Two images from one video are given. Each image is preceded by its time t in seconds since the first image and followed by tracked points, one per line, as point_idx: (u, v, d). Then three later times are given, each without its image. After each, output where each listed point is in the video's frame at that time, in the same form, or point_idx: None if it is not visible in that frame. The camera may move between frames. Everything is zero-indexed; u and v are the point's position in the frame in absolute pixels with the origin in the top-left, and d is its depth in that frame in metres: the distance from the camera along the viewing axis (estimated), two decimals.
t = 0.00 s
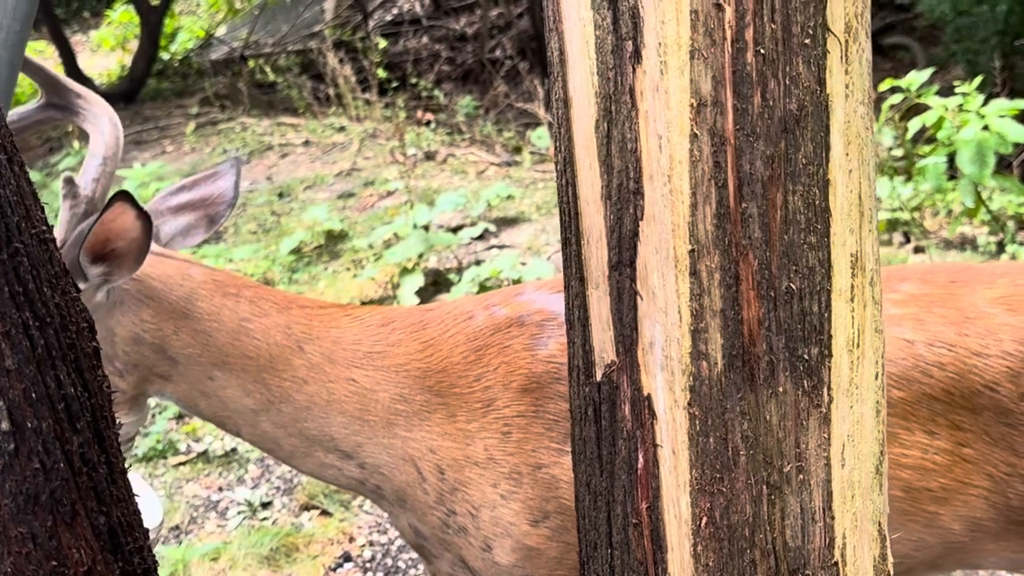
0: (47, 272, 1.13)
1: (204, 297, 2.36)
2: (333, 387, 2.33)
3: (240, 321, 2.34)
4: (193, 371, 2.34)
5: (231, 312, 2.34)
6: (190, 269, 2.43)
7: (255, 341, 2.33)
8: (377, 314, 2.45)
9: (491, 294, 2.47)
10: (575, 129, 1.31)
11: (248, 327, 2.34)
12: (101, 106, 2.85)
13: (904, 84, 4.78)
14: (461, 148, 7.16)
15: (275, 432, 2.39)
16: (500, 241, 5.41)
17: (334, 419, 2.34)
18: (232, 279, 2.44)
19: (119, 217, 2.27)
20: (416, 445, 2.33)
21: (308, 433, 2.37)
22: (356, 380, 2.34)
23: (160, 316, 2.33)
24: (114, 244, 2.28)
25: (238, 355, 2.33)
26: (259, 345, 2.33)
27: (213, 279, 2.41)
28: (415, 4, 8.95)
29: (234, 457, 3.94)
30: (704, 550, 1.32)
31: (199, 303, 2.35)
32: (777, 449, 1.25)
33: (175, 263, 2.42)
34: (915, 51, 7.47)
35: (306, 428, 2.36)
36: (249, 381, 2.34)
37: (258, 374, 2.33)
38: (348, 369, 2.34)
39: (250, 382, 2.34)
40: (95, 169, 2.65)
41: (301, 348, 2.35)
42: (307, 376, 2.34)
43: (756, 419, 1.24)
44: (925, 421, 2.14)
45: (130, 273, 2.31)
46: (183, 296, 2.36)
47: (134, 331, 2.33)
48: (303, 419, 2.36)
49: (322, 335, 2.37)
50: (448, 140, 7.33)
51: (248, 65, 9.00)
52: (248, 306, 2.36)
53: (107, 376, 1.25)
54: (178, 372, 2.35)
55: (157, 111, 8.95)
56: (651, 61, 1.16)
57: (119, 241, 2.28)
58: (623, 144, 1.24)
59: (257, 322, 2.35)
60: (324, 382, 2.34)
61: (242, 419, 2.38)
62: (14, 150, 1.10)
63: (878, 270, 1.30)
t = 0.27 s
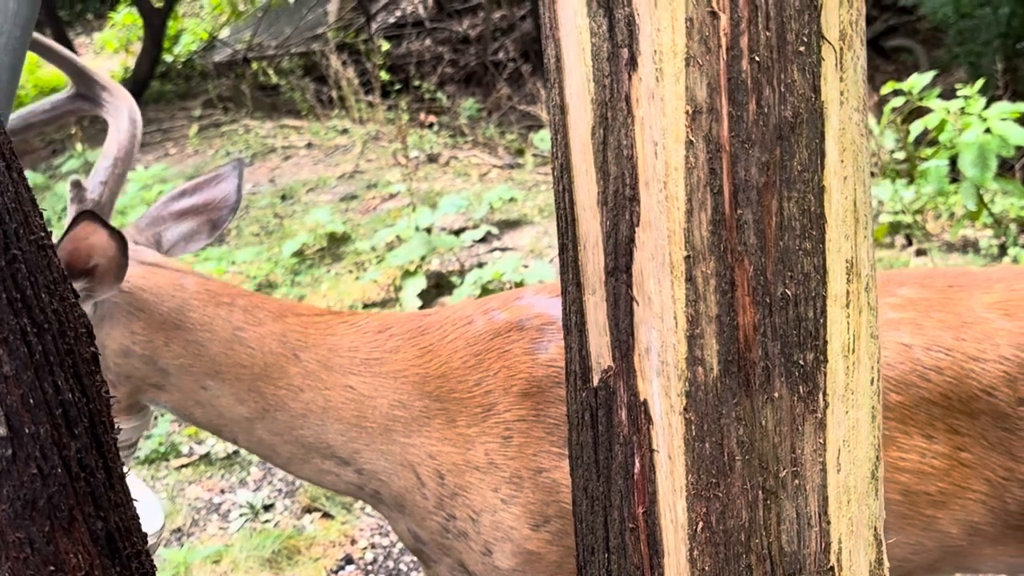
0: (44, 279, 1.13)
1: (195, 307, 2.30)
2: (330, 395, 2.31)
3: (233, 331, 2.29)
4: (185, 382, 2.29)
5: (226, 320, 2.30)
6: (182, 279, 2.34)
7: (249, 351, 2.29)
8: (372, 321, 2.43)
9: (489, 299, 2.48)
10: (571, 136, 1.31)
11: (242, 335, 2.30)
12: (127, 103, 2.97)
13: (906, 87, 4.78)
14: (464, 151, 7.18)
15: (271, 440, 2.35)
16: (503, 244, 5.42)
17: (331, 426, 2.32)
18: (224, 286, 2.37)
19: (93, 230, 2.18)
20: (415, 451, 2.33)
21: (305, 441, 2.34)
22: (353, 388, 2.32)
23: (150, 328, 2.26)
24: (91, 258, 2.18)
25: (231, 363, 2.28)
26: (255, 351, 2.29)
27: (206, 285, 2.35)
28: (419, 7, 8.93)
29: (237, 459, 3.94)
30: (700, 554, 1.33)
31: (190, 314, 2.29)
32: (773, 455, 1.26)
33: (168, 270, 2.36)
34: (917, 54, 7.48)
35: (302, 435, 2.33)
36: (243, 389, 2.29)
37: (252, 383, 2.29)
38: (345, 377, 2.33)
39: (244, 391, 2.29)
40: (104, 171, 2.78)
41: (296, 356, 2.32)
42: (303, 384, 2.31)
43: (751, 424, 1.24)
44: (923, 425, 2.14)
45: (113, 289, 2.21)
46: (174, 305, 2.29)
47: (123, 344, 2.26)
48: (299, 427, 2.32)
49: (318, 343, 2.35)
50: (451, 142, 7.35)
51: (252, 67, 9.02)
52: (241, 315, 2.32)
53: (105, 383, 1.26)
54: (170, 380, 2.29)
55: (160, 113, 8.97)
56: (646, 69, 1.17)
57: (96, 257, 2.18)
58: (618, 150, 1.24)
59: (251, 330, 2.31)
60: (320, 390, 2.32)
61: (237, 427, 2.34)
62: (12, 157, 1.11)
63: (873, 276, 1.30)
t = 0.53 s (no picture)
0: (58, 277, 1.14)
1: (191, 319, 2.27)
2: (333, 398, 2.30)
3: (234, 337, 2.28)
4: (185, 387, 2.27)
5: (227, 326, 2.29)
6: (184, 286, 2.34)
7: (251, 356, 2.28)
8: (375, 324, 2.42)
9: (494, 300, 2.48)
10: (584, 134, 1.31)
11: (243, 341, 2.29)
12: (148, 104, 2.99)
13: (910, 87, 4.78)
14: (467, 151, 7.18)
15: (274, 444, 2.33)
16: (506, 245, 5.42)
17: (334, 429, 2.31)
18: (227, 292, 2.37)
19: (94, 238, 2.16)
20: (420, 453, 2.32)
21: (309, 444, 2.32)
22: (357, 390, 2.31)
23: (150, 335, 2.25)
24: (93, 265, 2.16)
25: (232, 369, 2.27)
26: (258, 355, 2.28)
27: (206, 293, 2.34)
28: (422, 8, 8.92)
29: (240, 460, 3.94)
30: (712, 553, 1.32)
31: (191, 320, 2.28)
32: (785, 454, 1.25)
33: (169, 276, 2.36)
34: (922, 55, 7.47)
35: (305, 439, 2.32)
36: (244, 395, 2.28)
37: (253, 388, 2.28)
38: (348, 380, 2.32)
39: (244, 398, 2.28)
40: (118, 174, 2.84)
41: (300, 359, 2.31)
42: (306, 388, 2.30)
43: (764, 423, 1.24)
44: (930, 426, 2.14)
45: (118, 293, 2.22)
46: (175, 313, 2.28)
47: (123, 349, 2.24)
48: (302, 430, 2.31)
49: (321, 346, 2.34)
50: (454, 143, 7.36)
51: (255, 68, 9.03)
52: (243, 320, 2.31)
53: (116, 382, 1.26)
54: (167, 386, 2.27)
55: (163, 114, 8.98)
56: (660, 66, 1.17)
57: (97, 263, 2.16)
58: (632, 148, 1.24)
59: (252, 335, 2.30)
60: (324, 393, 2.30)
61: (239, 431, 2.32)
62: (27, 155, 1.12)
63: (885, 276, 1.29)
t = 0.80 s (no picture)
0: (75, 273, 1.14)
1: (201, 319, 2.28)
2: (342, 397, 2.30)
3: (242, 337, 2.29)
4: (193, 387, 2.28)
5: (235, 326, 2.29)
6: (192, 285, 2.34)
7: (259, 356, 2.28)
8: (383, 322, 2.42)
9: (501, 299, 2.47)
10: (599, 130, 1.30)
11: (251, 341, 2.29)
12: (158, 102, 2.99)
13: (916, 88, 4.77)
14: (472, 151, 7.18)
15: (283, 442, 2.34)
16: (511, 245, 5.42)
17: (342, 428, 2.31)
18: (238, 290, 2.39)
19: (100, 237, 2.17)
20: (429, 452, 2.32)
21: (317, 443, 2.32)
22: (366, 389, 2.31)
23: (158, 336, 2.26)
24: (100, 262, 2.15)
25: (241, 369, 2.28)
26: (268, 355, 2.29)
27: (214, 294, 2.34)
28: (425, 8, 8.89)
29: (246, 459, 3.94)
30: (727, 551, 1.32)
31: (199, 321, 2.28)
32: (801, 451, 1.25)
33: (176, 276, 2.36)
34: (926, 55, 7.44)
35: (314, 438, 2.32)
36: (253, 395, 2.29)
37: (262, 387, 2.28)
38: (357, 379, 2.31)
39: (252, 398, 2.29)
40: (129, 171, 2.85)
41: (308, 359, 2.31)
42: (315, 387, 2.30)
43: (780, 420, 1.24)
44: (940, 426, 2.13)
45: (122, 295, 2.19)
46: (184, 313, 2.29)
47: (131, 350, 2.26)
48: (310, 429, 2.31)
49: (329, 345, 2.34)
50: (459, 143, 7.35)
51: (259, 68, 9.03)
52: (251, 320, 2.31)
53: (132, 378, 1.27)
54: (176, 386, 2.28)
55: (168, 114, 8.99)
56: (677, 62, 1.16)
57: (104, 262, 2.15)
58: (647, 145, 1.24)
59: (261, 335, 2.30)
60: (333, 393, 2.30)
61: (248, 430, 2.32)
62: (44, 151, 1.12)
63: (901, 272, 1.29)
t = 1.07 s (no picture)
0: (85, 265, 1.17)
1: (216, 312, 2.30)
2: (350, 395, 2.31)
3: (252, 334, 2.30)
4: (201, 383, 2.29)
5: (245, 324, 2.30)
6: (202, 279, 2.35)
7: (268, 353, 2.30)
8: (393, 320, 2.43)
9: (510, 296, 2.47)
10: (611, 125, 1.30)
11: (261, 339, 2.30)
12: (167, 98, 3.01)
13: (922, 87, 4.75)
14: (476, 150, 7.17)
15: (290, 440, 2.35)
16: (515, 243, 5.41)
17: (350, 426, 2.32)
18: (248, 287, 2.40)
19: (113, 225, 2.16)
20: (436, 449, 2.31)
21: (325, 441, 2.34)
22: (374, 386, 2.31)
23: (168, 330, 2.27)
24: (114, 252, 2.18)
25: (249, 366, 2.29)
26: (276, 352, 2.30)
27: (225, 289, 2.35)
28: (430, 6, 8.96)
29: (250, 456, 3.94)
30: (739, 548, 1.31)
31: (209, 317, 2.29)
32: (813, 448, 1.25)
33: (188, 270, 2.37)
34: (932, 55, 7.40)
35: (322, 436, 2.33)
36: (260, 391, 2.30)
37: (271, 385, 2.30)
38: (365, 376, 2.32)
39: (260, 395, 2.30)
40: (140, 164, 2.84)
41: (316, 357, 2.32)
42: (324, 384, 2.31)
43: (792, 417, 1.24)
44: (949, 424, 2.12)
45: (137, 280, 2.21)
46: (194, 308, 2.30)
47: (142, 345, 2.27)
48: (319, 427, 2.33)
49: (338, 342, 2.35)
50: (463, 141, 7.33)
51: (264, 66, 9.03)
52: (260, 318, 2.32)
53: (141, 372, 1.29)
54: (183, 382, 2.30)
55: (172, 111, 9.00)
56: (689, 56, 1.15)
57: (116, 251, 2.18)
58: (660, 139, 1.23)
59: (269, 332, 2.31)
60: (341, 390, 2.31)
61: (255, 427, 2.34)
62: (54, 145, 1.15)
63: (915, 269, 1.29)
